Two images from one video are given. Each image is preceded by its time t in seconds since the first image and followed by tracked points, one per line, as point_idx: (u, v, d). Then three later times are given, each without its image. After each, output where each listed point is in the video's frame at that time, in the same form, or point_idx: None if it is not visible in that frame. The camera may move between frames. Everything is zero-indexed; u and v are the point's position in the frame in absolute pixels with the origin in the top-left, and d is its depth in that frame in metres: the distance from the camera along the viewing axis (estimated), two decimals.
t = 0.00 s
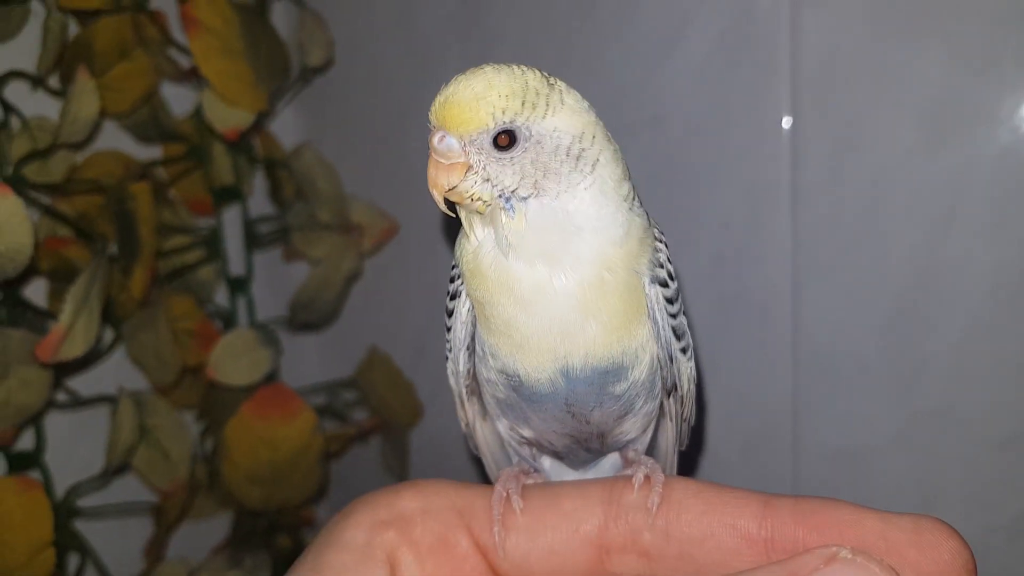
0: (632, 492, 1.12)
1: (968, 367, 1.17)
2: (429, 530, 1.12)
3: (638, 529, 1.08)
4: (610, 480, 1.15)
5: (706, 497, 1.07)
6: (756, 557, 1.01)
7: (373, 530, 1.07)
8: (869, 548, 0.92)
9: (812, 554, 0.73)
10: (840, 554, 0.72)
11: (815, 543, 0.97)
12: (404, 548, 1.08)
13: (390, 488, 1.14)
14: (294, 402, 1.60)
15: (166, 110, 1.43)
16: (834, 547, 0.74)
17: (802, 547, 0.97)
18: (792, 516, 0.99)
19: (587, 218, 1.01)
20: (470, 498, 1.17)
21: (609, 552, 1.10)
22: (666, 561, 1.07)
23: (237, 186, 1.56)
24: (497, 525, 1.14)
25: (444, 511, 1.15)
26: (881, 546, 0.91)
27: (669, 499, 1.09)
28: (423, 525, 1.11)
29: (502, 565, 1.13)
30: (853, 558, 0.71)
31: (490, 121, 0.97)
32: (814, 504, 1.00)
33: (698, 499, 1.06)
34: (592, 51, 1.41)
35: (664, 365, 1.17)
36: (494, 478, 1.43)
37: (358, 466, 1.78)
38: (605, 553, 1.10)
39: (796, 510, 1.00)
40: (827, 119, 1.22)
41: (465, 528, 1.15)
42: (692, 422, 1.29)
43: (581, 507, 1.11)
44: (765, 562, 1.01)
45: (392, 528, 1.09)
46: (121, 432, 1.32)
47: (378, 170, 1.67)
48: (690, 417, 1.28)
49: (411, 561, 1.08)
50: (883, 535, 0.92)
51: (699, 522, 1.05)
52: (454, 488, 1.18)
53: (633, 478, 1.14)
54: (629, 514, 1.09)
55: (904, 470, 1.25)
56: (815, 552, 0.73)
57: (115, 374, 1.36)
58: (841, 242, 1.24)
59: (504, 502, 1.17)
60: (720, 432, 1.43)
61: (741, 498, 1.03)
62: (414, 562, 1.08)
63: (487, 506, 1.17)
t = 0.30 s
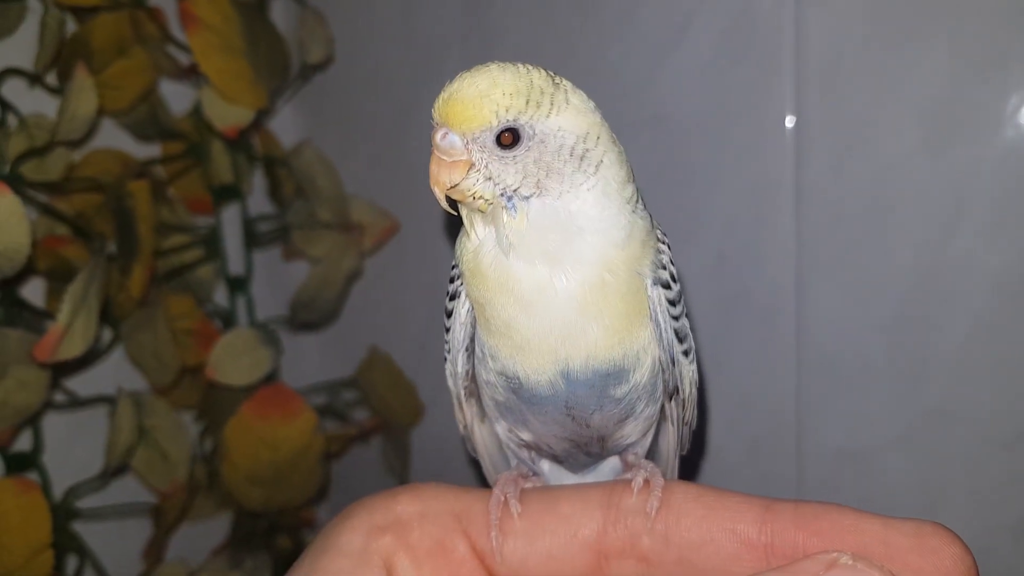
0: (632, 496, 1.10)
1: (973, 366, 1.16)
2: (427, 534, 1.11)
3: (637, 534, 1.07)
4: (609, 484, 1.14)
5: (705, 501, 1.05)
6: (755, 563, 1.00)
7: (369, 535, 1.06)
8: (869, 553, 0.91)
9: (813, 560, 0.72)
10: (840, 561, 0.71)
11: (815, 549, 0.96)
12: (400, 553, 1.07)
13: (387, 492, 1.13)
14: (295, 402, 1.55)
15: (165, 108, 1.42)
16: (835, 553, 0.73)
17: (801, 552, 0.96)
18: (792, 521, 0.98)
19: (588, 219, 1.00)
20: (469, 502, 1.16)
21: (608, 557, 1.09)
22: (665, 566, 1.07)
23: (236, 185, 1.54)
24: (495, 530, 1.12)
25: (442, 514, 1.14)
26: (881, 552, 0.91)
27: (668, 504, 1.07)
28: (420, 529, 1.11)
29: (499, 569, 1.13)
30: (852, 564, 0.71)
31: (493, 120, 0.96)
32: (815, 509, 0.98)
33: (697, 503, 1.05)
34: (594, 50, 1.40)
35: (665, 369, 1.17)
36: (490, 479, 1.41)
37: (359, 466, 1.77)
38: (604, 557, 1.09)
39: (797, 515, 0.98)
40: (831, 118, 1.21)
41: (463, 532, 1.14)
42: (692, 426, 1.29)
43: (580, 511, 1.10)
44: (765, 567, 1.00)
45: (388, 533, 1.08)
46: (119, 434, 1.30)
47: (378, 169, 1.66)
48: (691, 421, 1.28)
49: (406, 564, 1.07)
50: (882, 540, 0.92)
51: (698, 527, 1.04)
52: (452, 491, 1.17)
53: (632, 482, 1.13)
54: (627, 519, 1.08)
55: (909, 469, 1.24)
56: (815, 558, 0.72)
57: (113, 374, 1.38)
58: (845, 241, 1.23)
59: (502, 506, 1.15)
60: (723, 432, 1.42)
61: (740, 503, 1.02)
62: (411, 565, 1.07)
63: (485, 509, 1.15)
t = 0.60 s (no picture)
0: (638, 504, 1.09)
1: (976, 366, 1.16)
2: (430, 539, 1.10)
3: (643, 542, 1.06)
4: (616, 491, 1.13)
5: (713, 510, 1.05)
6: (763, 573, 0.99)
7: (372, 542, 1.04)
8: (880, 566, 0.89)
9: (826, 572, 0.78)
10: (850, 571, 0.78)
11: (824, 560, 0.94)
12: (403, 558, 1.06)
13: (391, 495, 1.11)
14: (292, 400, 1.53)
15: (162, 103, 1.42)
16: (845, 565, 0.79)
17: (810, 563, 0.95)
18: (801, 531, 0.97)
19: (588, 220, 0.99)
20: (473, 509, 1.15)
21: (614, 565, 1.08)
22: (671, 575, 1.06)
23: (235, 181, 1.53)
24: (499, 537, 1.12)
25: (445, 520, 1.12)
26: (892, 565, 0.89)
27: (675, 512, 1.06)
28: (424, 534, 1.09)
29: None
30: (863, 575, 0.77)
31: (484, 116, 0.96)
32: (825, 519, 0.97)
33: (705, 512, 1.04)
34: (595, 48, 1.39)
35: (672, 375, 1.16)
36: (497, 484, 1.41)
37: (357, 465, 1.76)
38: (609, 566, 1.08)
39: (807, 524, 0.97)
40: (834, 117, 1.20)
41: (466, 538, 1.13)
42: (701, 434, 1.28)
43: (586, 519, 1.09)
44: None
45: (392, 538, 1.06)
46: (117, 430, 1.29)
47: (377, 166, 1.65)
48: (699, 428, 1.27)
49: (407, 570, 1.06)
50: (894, 553, 0.90)
51: (705, 537, 1.03)
52: (457, 496, 1.15)
53: (639, 490, 1.12)
54: (634, 527, 1.07)
55: (912, 469, 1.24)
56: (828, 569, 0.79)
57: (110, 370, 1.37)
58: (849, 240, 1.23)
59: (507, 512, 1.15)
60: (724, 432, 1.41)
61: (749, 512, 1.01)
62: (411, 570, 1.06)
63: (490, 515, 1.15)
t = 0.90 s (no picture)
0: (614, 512, 1.07)
1: (974, 368, 1.15)
2: (405, 548, 1.09)
3: (618, 551, 1.04)
4: (593, 500, 1.11)
5: (687, 519, 1.03)
6: None
7: (346, 548, 1.06)
8: None
9: None
10: None
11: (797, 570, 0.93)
12: (377, 566, 1.06)
13: (366, 505, 1.12)
14: (285, 401, 1.51)
15: (153, 101, 1.40)
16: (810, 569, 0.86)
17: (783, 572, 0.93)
18: (773, 540, 0.95)
19: (558, 227, 0.98)
20: (449, 516, 1.14)
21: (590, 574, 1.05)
22: None
23: (227, 180, 1.52)
24: (474, 544, 1.10)
25: (422, 529, 1.11)
26: None
27: (650, 521, 1.05)
28: (399, 543, 1.08)
29: None
30: None
31: (453, 119, 0.95)
32: (800, 529, 0.95)
33: (679, 521, 1.03)
34: (591, 47, 1.38)
35: (649, 384, 1.15)
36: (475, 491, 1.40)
37: (350, 467, 1.75)
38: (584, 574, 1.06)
39: (779, 534, 0.95)
40: (831, 118, 1.20)
41: (442, 546, 1.11)
42: (676, 441, 1.28)
43: (559, 527, 1.07)
44: None
45: (366, 546, 1.07)
46: (106, 432, 1.27)
47: (371, 166, 1.63)
48: (676, 435, 1.28)
49: None
50: (867, 566, 0.89)
51: (678, 546, 1.01)
52: (433, 503, 1.14)
53: (615, 499, 1.10)
54: (607, 535, 1.05)
55: (908, 471, 1.23)
56: None
57: (101, 372, 1.34)
58: (846, 241, 1.22)
59: (482, 521, 1.13)
60: (720, 434, 1.41)
61: (723, 522, 0.99)
62: None
63: (465, 524, 1.13)
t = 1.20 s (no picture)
0: (617, 508, 1.08)
1: (974, 371, 1.16)
2: (408, 540, 1.09)
3: (621, 547, 1.05)
4: (596, 495, 1.12)
5: (690, 517, 1.04)
6: None
7: (350, 541, 1.05)
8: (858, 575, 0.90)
9: None
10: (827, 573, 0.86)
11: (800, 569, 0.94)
12: (380, 558, 1.06)
13: (368, 497, 1.11)
14: (288, 400, 1.54)
15: (159, 100, 1.40)
16: (822, 569, 0.88)
17: (788, 571, 0.94)
18: (777, 538, 0.97)
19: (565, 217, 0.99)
20: (450, 511, 1.14)
21: (592, 570, 1.06)
22: None
23: (231, 180, 1.53)
24: (478, 538, 1.11)
25: (423, 522, 1.11)
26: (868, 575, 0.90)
27: (653, 518, 1.06)
28: (402, 534, 1.08)
29: None
30: None
31: (463, 104, 0.98)
32: (804, 529, 0.97)
33: (682, 518, 1.04)
34: (594, 49, 1.39)
35: (654, 381, 1.15)
36: (477, 486, 1.40)
37: (352, 467, 1.75)
38: (588, 570, 1.07)
39: (783, 533, 0.97)
40: (833, 121, 1.21)
41: (444, 539, 1.12)
42: (680, 439, 1.29)
43: (564, 523, 1.08)
44: None
45: (369, 538, 1.07)
46: (111, 430, 1.28)
47: (374, 167, 1.64)
48: (679, 434, 1.28)
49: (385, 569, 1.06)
50: (870, 564, 0.91)
51: (681, 543, 1.02)
52: (435, 496, 1.14)
53: (618, 495, 1.11)
54: (611, 531, 1.06)
55: (909, 473, 1.24)
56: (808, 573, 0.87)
57: (105, 371, 1.34)
58: (848, 244, 1.23)
59: (485, 514, 1.14)
60: (721, 435, 1.41)
61: (727, 520, 1.00)
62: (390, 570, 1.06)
63: (468, 518, 1.14)
